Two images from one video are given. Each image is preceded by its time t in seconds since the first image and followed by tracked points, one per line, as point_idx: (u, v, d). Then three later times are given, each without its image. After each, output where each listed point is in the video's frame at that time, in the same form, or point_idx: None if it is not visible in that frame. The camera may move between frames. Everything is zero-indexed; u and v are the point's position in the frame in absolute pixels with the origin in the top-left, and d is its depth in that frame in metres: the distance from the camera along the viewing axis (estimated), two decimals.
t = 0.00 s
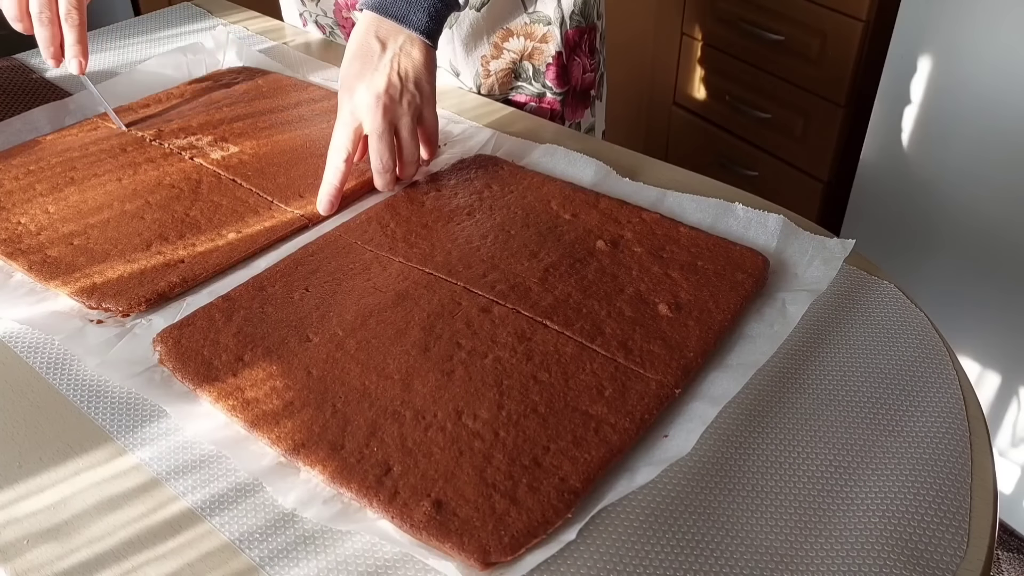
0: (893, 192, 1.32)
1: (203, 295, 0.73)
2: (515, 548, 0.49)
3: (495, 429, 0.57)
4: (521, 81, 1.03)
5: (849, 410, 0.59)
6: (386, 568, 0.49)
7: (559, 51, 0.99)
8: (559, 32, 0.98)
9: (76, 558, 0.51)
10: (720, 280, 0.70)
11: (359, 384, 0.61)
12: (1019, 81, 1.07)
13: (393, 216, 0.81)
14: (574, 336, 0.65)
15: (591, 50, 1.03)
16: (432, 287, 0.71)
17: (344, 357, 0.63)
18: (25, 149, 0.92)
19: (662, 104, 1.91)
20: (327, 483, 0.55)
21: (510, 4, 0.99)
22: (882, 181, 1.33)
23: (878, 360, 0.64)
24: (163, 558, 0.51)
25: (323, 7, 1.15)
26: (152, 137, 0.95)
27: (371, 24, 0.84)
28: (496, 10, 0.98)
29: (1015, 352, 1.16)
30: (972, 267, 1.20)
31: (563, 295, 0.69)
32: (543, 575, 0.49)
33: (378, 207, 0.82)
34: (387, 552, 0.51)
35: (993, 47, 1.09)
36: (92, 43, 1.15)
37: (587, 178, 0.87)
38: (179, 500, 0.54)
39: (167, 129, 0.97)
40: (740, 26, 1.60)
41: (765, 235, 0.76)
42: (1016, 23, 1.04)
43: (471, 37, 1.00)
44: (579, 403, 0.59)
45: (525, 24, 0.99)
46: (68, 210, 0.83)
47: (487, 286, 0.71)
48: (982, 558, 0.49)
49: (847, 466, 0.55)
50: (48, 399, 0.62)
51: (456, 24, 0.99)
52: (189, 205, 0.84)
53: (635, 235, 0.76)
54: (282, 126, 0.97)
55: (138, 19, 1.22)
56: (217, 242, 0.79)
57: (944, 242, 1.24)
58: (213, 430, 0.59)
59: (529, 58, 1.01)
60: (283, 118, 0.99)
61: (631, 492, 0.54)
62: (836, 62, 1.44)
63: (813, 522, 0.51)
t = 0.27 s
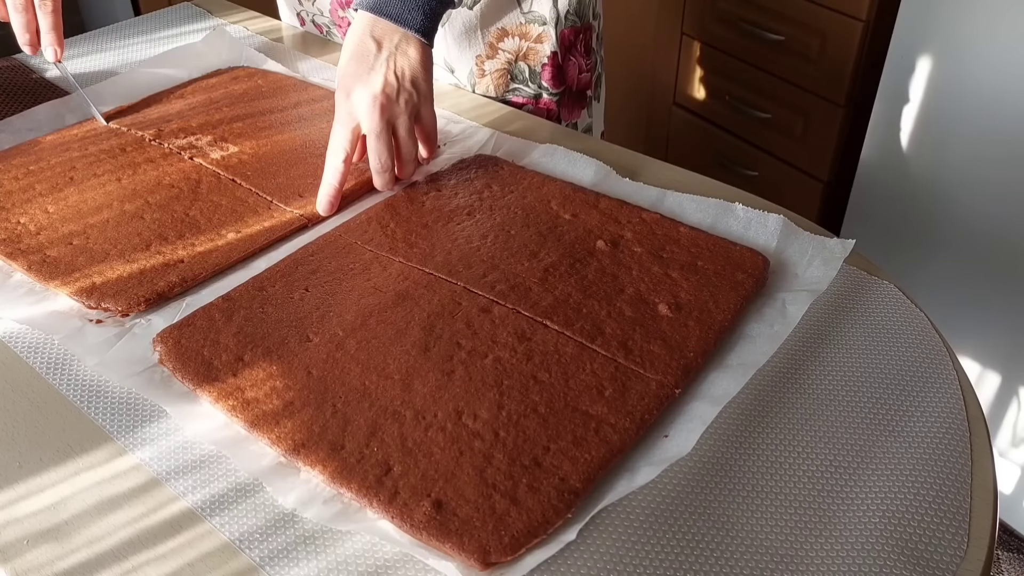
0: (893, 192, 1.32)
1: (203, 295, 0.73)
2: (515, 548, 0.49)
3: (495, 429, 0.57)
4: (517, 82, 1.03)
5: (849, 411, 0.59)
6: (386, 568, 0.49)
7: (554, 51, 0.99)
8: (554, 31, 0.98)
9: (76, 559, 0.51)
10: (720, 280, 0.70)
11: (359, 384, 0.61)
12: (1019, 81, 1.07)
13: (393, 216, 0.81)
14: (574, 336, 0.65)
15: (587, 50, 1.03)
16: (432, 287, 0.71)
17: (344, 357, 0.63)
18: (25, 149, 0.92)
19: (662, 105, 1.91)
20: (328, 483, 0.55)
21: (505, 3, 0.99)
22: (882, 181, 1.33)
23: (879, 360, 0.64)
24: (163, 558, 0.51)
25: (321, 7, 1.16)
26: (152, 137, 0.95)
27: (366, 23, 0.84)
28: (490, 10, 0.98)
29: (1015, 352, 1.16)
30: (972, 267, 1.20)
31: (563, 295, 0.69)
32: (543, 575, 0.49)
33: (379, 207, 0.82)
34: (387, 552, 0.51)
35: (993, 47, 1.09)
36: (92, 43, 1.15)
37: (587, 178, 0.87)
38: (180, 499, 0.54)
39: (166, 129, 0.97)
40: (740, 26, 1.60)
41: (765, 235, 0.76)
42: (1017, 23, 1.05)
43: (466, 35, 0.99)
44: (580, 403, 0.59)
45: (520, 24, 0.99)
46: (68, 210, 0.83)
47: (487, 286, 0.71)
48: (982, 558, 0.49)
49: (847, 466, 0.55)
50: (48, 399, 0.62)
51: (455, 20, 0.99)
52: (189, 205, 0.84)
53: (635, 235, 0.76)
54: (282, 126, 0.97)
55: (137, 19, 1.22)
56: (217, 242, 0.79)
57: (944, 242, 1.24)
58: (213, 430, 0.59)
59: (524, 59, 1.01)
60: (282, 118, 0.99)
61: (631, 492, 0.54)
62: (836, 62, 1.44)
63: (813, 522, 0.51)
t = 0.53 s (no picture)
0: (893, 192, 1.32)
1: (203, 295, 0.73)
2: (515, 548, 0.49)
3: (495, 430, 0.57)
4: (518, 76, 1.03)
5: (849, 411, 0.59)
6: (387, 568, 0.49)
7: (554, 44, 1.00)
8: (554, 24, 0.99)
9: (75, 558, 0.51)
10: (720, 281, 0.70)
11: (359, 385, 0.61)
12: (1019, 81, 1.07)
13: (393, 216, 0.81)
14: (574, 336, 0.65)
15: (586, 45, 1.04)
16: (432, 288, 0.71)
17: (344, 357, 0.63)
18: (25, 149, 0.92)
19: (663, 105, 1.91)
20: (328, 483, 0.55)
21: None
22: (882, 181, 1.33)
23: (879, 360, 0.64)
24: (162, 558, 0.51)
25: (321, 7, 1.15)
26: (151, 137, 0.95)
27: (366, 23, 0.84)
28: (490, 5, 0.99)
29: (1015, 353, 1.16)
30: (971, 267, 1.20)
31: (563, 295, 0.69)
32: None
33: (379, 207, 0.82)
34: (387, 552, 0.51)
35: (992, 47, 1.09)
36: (92, 43, 1.15)
37: (587, 177, 0.87)
38: (180, 500, 0.54)
39: (166, 129, 0.97)
40: (740, 26, 1.60)
41: (765, 235, 0.76)
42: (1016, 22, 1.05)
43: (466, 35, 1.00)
44: (580, 403, 0.59)
45: (518, 18, 1.00)
46: (68, 210, 0.83)
47: (487, 286, 0.71)
48: (982, 559, 0.49)
49: (847, 466, 0.55)
50: (48, 399, 0.62)
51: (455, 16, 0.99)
52: (189, 205, 0.84)
53: (636, 235, 0.76)
54: (282, 126, 0.97)
55: (138, 19, 1.21)
56: (217, 242, 0.79)
57: (944, 243, 1.24)
58: (213, 430, 0.59)
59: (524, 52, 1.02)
60: (283, 118, 0.99)
61: (631, 492, 0.54)
62: (837, 62, 1.44)
63: (813, 523, 0.51)
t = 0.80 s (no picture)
0: (893, 192, 1.32)
1: (203, 295, 0.73)
2: (515, 548, 0.49)
3: (495, 429, 0.57)
4: (515, 69, 1.03)
5: (849, 411, 0.59)
6: (386, 568, 0.49)
7: (551, 36, 1.00)
8: (551, 16, 0.99)
9: (74, 559, 0.51)
10: (720, 280, 0.70)
11: (358, 384, 0.61)
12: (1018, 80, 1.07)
13: (393, 216, 0.81)
14: (574, 336, 0.65)
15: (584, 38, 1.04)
16: (432, 287, 0.71)
17: (344, 357, 0.63)
18: (25, 149, 0.92)
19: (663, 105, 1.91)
20: (328, 483, 0.55)
21: None
22: (882, 181, 1.33)
23: (878, 360, 0.64)
24: (162, 558, 0.51)
25: (319, 7, 1.13)
26: (151, 136, 0.95)
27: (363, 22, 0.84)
28: None
29: (1015, 353, 1.16)
30: (971, 267, 1.20)
31: (563, 295, 0.69)
32: None
33: (378, 207, 0.82)
34: (387, 552, 0.51)
35: (992, 46, 1.09)
36: (92, 43, 1.15)
37: (586, 177, 0.87)
38: (180, 500, 0.54)
39: (166, 129, 0.97)
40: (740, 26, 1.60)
41: (765, 235, 0.76)
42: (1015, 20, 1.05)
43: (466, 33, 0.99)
44: (579, 403, 0.59)
45: (515, 11, 1.00)
46: (68, 209, 0.83)
47: (487, 285, 0.71)
48: (982, 559, 0.49)
49: (847, 466, 0.55)
50: (48, 400, 0.62)
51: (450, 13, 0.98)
52: (189, 205, 0.84)
53: (635, 235, 0.76)
54: (281, 126, 0.97)
55: (138, 19, 1.21)
56: (217, 242, 0.79)
57: (944, 243, 1.24)
58: (213, 430, 0.59)
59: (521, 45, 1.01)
60: (283, 117, 0.99)
61: (631, 492, 0.54)
62: (837, 62, 1.44)
63: (813, 522, 0.51)
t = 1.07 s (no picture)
0: (893, 192, 1.32)
1: (203, 295, 0.73)
2: (515, 548, 0.49)
3: (495, 430, 0.57)
4: (514, 74, 1.03)
5: (849, 411, 0.59)
6: (386, 569, 0.49)
7: (551, 42, 0.99)
8: (551, 22, 0.97)
9: (75, 559, 0.51)
10: (720, 281, 0.70)
11: (359, 384, 0.61)
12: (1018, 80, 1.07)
13: (393, 216, 0.81)
14: (574, 336, 0.65)
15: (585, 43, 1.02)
16: (432, 288, 0.71)
17: (344, 357, 0.63)
18: (25, 149, 0.92)
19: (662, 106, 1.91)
20: (328, 483, 0.55)
21: None
22: (882, 181, 1.33)
23: (879, 360, 0.64)
24: (162, 558, 0.51)
25: (318, 6, 1.14)
26: (151, 136, 0.95)
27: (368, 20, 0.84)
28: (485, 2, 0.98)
29: (1015, 353, 1.16)
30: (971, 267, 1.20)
31: (563, 295, 0.69)
32: None
33: (378, 207, 0.82)
34: (387, 552, 0.51)
35: (992, 46, 1.09)
36: (92, 43, 1.15)
37: (586, 177, 0.87)
38: (180, 500, 0.54)
39: (166, 129, 0.97)
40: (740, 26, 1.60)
41: (765, 235, 0.76)
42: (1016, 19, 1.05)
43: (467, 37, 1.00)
44: (580, 403, 0.59)
45: (514, 16, 0.99)
46: (68, 209, 0.83)
47: (487, 285, 0.71)
48: (982, 559, 0.49)
49: (847, 466, 0.55)
50: (48, 400, 0.62)
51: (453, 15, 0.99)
52: (189, 205, 0.84)
53: (636, 235, 0.76)
54: (281, 126, 0.97)
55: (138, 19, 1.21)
56: (217, 242, 0.79)
57: (944, 243, 1.24)
58: (213, 430, 0.59)
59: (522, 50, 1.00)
60: (283, 117, 0.99)
61: (631, 492, 0.54)
62: (837, 62, 1.44)
63: (813, 522, 0.51)
